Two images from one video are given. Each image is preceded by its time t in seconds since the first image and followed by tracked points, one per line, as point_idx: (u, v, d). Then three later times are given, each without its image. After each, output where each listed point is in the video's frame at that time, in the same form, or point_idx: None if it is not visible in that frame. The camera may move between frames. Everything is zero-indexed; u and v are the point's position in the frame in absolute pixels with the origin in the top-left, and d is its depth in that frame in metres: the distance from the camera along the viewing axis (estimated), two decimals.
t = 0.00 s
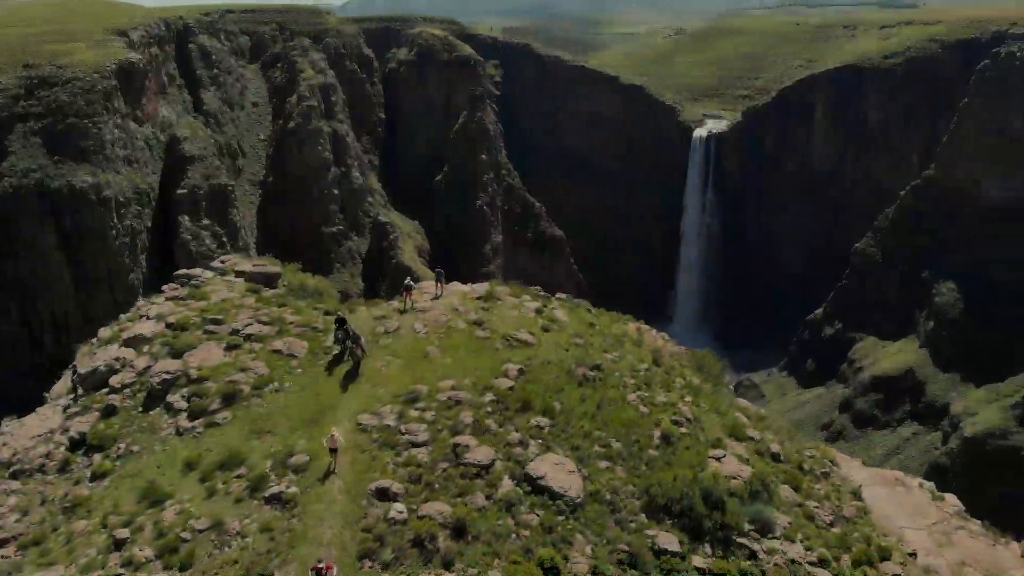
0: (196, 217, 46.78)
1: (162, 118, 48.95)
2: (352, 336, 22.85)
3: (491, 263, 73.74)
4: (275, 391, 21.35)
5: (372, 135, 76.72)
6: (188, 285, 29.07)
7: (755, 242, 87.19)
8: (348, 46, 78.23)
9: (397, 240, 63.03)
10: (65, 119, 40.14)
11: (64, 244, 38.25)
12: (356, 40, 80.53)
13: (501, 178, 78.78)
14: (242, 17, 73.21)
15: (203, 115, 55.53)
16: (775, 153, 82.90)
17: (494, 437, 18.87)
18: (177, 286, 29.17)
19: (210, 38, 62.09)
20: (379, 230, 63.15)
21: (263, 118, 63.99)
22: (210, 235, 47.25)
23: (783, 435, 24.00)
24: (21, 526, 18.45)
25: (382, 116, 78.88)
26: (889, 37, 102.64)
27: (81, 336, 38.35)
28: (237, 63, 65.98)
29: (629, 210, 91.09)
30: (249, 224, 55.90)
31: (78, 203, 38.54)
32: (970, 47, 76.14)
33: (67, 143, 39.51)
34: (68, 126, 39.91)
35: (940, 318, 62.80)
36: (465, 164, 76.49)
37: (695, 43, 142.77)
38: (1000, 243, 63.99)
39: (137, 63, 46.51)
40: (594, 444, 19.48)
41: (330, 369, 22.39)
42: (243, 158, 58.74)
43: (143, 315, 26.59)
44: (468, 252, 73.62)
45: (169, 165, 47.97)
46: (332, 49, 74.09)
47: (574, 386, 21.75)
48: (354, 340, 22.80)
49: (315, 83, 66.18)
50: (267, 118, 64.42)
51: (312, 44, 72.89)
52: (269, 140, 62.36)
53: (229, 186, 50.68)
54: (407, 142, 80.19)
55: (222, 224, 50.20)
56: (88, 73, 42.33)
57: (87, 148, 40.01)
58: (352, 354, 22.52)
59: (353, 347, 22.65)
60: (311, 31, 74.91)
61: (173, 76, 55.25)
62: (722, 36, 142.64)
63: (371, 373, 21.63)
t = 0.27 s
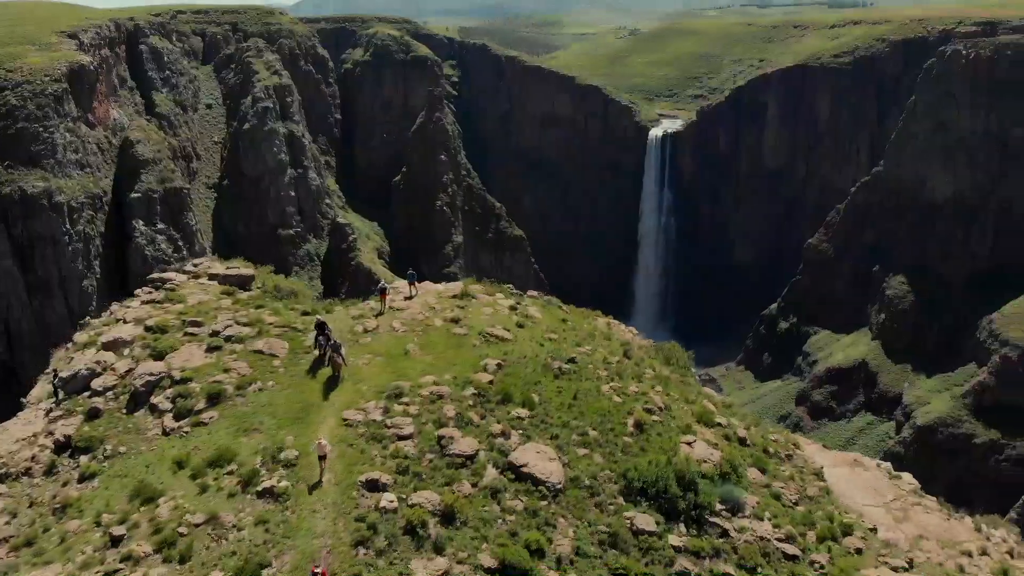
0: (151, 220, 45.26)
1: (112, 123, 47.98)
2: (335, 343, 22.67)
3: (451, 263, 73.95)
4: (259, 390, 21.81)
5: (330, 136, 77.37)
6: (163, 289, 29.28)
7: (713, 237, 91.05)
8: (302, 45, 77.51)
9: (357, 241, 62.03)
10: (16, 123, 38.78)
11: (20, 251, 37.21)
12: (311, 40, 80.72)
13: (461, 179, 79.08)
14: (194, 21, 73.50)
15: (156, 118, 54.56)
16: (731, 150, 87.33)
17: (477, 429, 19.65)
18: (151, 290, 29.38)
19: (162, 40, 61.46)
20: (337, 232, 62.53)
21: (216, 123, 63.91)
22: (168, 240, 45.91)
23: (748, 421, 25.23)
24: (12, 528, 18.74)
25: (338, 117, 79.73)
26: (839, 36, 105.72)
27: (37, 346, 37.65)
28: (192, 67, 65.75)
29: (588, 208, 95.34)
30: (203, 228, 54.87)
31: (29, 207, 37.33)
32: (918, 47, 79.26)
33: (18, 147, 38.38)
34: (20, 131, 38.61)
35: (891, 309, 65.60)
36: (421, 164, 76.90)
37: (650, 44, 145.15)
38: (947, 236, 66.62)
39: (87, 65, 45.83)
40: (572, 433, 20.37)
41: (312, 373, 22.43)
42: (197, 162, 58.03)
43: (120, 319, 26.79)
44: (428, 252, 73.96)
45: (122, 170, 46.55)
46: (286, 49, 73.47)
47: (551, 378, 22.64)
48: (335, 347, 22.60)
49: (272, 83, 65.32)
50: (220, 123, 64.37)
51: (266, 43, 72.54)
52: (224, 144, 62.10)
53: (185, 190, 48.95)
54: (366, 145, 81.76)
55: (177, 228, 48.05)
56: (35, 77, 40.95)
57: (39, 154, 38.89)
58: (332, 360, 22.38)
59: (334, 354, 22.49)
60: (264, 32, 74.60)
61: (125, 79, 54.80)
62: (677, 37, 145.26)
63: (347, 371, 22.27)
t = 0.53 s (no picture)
0: (122, 224, 45.56)
1: (82, 125, 48.07)
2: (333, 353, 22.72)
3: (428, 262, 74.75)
4: (259, 387, 22.41)
5: (302, 136, 77.65)
6: (155, 291, 29.66)
7: (688, 236, 92.94)
8: (273, 46, 77.21)
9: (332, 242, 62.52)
10: None
11: None
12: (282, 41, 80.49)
13: (435, 180, 79.98)
14: (161, 21, 72.78)
15: (126, 120, 54.60)
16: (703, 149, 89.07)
17: (473, 421, 20.45)
18: (143, 292, 29.78)
19: (131, 42, 61.27)
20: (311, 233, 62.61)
21: (185, 125, 63.73)
22: (139, 244, 46.15)
23: (729, 411, 26.25)
24: (22, 526, 19.34)
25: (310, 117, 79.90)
26: (808, 35, 107.50)
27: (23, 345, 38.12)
28: (161, 70, 65.72)
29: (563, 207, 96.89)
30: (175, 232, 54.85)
31: None
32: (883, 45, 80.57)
33: None
34: None
35: (861, 306, 67.88)
36: (396, 163, 77.02)
37: (623, 44, 146.44)
38: (914, 233, 68.38)
39: (56, 67, 45.83)
40: (564, 424, 21.24)
41: (310, 378, 22.58)
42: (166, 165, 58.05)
43: (116, 321, 27.20)
44: (404, 252, 74.71)
45: (93, 172, 46.78)
46: (257, 50, 73.29)
47: (541, 372, 23.50)
48: (333, 356, 22.64)
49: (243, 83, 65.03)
50: (189, 124, 64.16)
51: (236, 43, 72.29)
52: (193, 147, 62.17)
53: (157, 192, 49.06)
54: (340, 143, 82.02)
55: (149, 231, 48.12)
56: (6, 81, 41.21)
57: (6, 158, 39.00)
58: (328, 368, 22.40)
59: (331, 362, 22.52)
60: (234, 33, 74.17)
61: (93, 81, 54.59)
62: (649, 37, 146.74)
63: (341, 367, 22.78)
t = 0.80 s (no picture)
0: (107, 226, 46.40)
1: (68, 127, 48.72)
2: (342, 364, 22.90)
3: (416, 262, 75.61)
4: (270, 386, 23.17)
5: (287, 137, 78.57)
6: (160, 293, 30.29)
7: (675, 236, 94.43)
8: (257, 47, 77.61)
9: (318, 244, 62.12)
10: None
11: None
12: (266, 42, 81.07)
13: (422, 180, 80.20)
14: (145, 22, 73.42)
15: (110, 122, 55.30)
16: (687, 149, 90.84)
17: (480, 416, 21.29)
18: (148, 294, 30.39)
19: (115, 44, 61.71)
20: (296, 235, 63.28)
21: (169, 128, 64.52)
22: (124, 246, 46.95)
23: (723, 405, 27.26)
24: (44, 522, 19.97)
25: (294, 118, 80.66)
26: (791, 37, 109.12)
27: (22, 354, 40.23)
28: (146, 73, 66.47)
29: (548, 208, 98.75)
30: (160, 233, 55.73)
31: None
32: (865, 44, 81.16)
33: None
34: None
35: (844, 303, 69.18)
36: (381, 164, 78.01)
37: (607, 44, 147.54)
38: (896, 233, 69.89)
39: (41, 69, 46.26)
40: (566, 419, 22.14)
41: (322, 382, 22.97)
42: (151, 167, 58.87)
43: (125, 323, 27.83)
44: (391, 255, 75.85)
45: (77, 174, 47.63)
46: (242, 51, 73.74)
47: (543, 369, 24.40)
48: (341, 364, 22.89)
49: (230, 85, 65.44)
50: (173, 126, 64.99)
51: (222, 45, 72.92)
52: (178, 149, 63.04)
53: (142, 194, 50.07)
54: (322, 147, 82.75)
55: (136, 233, 49.17)
56: None
57: None
58: (338, 375, 22.70)
59: (339, 370, 22.77)
60: (219, 34, 74.59)
61: (77, 83, 55.25)
62: (632, 37, 147.93)
63: (350, 374, 23.09)
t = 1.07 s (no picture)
0: (94, 229, 47.31)
1: (54, 130, 49.24)
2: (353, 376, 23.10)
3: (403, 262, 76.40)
4: (282, 386, 23.99)
5: (272, 138, 79.06)
6: (168, 296, 30.96)
7: (660, 236, 95.54)
8: (242, 48, 78.07)
9: (305, 245, 64.79)
10: None
11: None
12: (251, 44, 81.36)
13: (409, 182, 81.39)
14: (128, 22, 73.50)
15: (96, 124, 55.67)
16: (673, 148, 92.09)
17: (486, 412, 22.17)
18: (155, 297, 31.04)
19: (100, 45, 61.84)
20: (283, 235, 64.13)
21: (155, 129, 64.86)
22: (111, 247, 47.72)
23: (717, 401, 28.26)
24: (66, 519, 20.68)
25: (280, 120, 80.97)
26: (774, 37, 110.74)
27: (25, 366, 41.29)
28: (130, 73, 66.63)
29: (534, 207, 99.66)
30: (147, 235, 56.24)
31: None
32: (847, 45, 83.93)
33: None
34: None
35: (829, 302, 70.82)
36: (368, 164, 78.76)
37: (592, 45, 148.67)
38: (879, 234, 71.40)
39: (27, 72, 46.68)
40: (569, 414, 23.04)
41: (337, 389, 23.39)
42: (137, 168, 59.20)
43: (134, 325, 28.50)
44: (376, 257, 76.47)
45: (64, 177, 48.22)
46: (226, 52, 74.16)
47: (544, 367, 25.29)
48: (352, 374, 23.11)
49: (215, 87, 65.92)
50: (159, 127, 65.31)
51: (206, 45, 73.30)
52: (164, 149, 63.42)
53: (129, 196, 50.80)
54: (309, 147, 83.13)
55: (123, 235, 49.81)
56: None
57: None
58: (349, 383, 23.01)
59: (351, 380, 23.04)
60: (204, 35, 74.51)
61: (62, 84, 55.28)
62: (617, 38, 149.12)
63: (360, 383, 23.33)
